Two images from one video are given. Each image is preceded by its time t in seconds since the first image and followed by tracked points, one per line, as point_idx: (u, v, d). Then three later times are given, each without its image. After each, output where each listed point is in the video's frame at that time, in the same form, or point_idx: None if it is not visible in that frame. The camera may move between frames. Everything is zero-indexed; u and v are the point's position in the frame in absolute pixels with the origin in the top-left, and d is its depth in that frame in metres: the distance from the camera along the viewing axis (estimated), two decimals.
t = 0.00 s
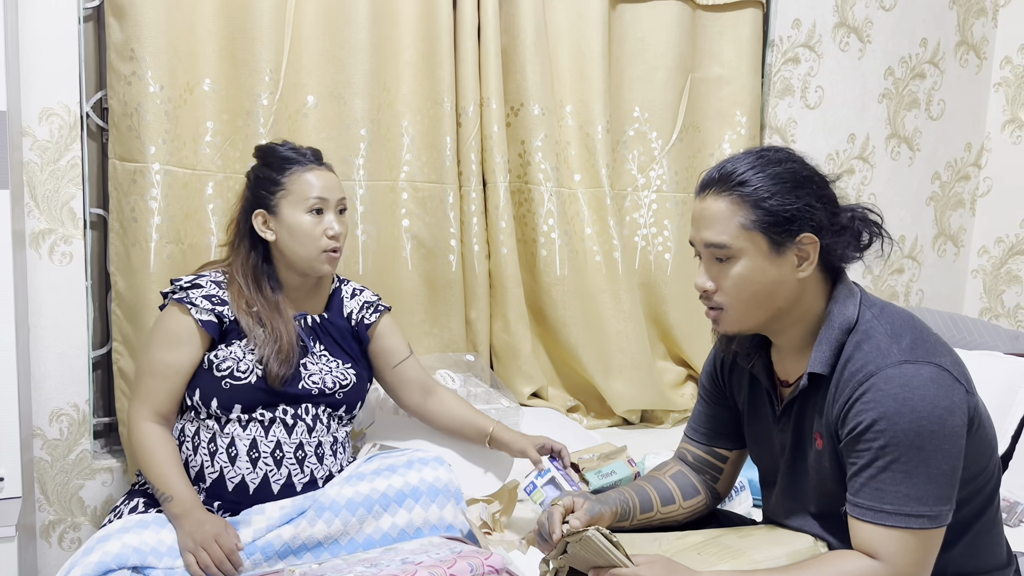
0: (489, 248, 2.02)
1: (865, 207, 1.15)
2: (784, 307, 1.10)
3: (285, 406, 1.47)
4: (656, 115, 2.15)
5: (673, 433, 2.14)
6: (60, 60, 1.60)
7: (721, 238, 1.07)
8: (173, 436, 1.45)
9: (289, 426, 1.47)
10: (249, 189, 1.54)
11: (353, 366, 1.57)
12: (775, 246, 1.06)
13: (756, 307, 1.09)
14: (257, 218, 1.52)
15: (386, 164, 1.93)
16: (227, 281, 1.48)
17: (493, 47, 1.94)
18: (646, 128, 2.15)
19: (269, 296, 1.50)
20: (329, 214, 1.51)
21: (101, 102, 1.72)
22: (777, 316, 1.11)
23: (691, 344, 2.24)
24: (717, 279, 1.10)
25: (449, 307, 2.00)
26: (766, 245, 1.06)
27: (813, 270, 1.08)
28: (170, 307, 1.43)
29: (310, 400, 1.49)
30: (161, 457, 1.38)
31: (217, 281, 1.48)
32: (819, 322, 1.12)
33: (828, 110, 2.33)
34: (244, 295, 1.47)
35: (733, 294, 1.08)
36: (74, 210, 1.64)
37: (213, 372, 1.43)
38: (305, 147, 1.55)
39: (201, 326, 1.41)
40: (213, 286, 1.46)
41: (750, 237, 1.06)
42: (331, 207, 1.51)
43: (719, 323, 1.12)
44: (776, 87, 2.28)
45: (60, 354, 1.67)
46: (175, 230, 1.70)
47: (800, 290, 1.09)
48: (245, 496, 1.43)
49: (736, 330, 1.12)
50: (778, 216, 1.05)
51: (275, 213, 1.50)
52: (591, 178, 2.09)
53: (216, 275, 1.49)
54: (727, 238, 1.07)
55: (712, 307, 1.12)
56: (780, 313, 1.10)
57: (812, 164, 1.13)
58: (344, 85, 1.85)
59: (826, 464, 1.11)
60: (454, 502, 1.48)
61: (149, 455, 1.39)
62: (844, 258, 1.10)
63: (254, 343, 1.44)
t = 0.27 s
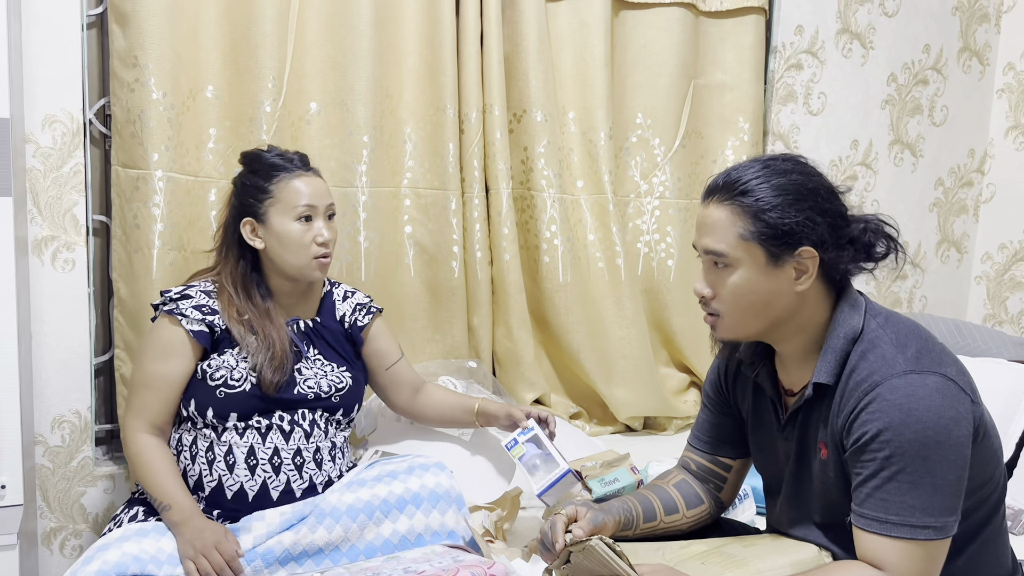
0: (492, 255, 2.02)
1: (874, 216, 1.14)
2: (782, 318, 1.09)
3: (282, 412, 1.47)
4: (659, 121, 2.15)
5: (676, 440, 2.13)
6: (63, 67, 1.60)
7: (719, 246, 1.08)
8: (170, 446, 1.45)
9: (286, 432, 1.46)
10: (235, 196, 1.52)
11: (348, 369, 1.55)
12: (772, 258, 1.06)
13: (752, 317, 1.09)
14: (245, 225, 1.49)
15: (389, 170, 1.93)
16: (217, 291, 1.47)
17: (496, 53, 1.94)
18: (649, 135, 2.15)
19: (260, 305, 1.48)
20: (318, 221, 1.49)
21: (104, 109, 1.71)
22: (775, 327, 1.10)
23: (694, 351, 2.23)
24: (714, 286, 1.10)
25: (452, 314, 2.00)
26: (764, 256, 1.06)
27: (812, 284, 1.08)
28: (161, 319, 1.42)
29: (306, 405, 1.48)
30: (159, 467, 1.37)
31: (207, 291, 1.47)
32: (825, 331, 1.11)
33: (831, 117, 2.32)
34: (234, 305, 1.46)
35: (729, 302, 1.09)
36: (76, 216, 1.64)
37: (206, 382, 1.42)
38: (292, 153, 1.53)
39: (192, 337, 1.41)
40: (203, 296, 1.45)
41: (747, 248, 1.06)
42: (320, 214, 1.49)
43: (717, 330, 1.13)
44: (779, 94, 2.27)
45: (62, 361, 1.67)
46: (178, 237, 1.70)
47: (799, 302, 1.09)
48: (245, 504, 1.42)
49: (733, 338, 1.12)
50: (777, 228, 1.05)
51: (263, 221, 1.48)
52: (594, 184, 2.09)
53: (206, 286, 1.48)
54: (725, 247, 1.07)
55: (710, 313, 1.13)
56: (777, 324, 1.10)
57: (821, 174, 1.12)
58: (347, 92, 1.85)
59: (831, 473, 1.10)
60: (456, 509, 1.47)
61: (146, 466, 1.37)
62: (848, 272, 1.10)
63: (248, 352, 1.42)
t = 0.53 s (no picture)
0: (497, 257, 2.02)
1: (893, 221, 1.11)
2: (784, 322, 1.09)
3: (282, 413, 1.45)
4: (665, 123, 2.14)
5: (682, 443, 2.13)
6: (69, 69, 1.60)
7: (723, 248, 1.08)
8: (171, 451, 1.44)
9: (287, 432, 1.45)
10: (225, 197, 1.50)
11: (347, 366, 1.54)
12: (774, 264, 1.05)
13: (753, 320, 1.09)
14: (235, 228, 1.47)
15: (394, 172, 1.92)
16: (210, 295, 1.46)
17: (501, 55, 1.93)
18: (654, 137, 2.15)
19: (254, 306, 1.47)
20: (310, 222, 1.47)
21: (110, 111, 1.71)
22: (777, 330, 1.10)
23: (699, 353, 2.22)
24: (718, 286, 1.11)
25: (457, 316, 1.99)
26: (765, 261, 1.06)
27: (815, 291, 1.07)
28: (155, 326, 1.40)
29: (306, 404, 1.47)
30: (161, 471, 1.37)
31: (200, 296, 1.45)
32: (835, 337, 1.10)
33: (837, 119, 2.32)
34: (228, 308, 1.44)
35: (730, 304, 1.10)
36: (82, 218, 1.64)
37: (204, 386, 1.40)
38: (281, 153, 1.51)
39: (187, 342, 1.39)
40: (196, 300, 1.43)
41: (749, 252, 1.06)
42: (312, 215, 1.47)
43: (719, 329, 1.15)
44: (785, 96, 2.27)
45: (67, 363, 1.67)
46: (183, 239, 1.70)
47: (801, 307, 1.08)
48: (248, 506, 1.41)
49: (734, 338, 1.13)
50: (781, 235, 1.04)
51: (254, 223, 1.45)
52: (599, 186, 2.08)
53: (199, 291, 1.47)
54: (728, 250, 1.08)
55: (714, 313, 1.14)
56: (778, 328, 1.10)
57: (838, 178, 1.09)
58: (352, 94, 1.84)
59: (841, 477, 1.10)
60: (462, 511, 1.46)
61: (148, 471, 1.36)
62: (855, 280, 1.09)
63: (244, 354, 1.41)
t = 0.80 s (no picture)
0: (502, 257, 2.01)
1: (903, 221, 1.10)
2: (791, 320, 1.08)
3: (281, 411, 1.44)
4: (670, 122, 2.13)
5: (688, 443, 2.12)
6: (73, 67, 1.60)
7: (729, 247, 1.07)
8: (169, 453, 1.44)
9: (286, 430, 1.44)
10: (215, 197, 1.49)
11: (343, 362, 1.54)
12: (780, 263, 1.04)
13: (759, 319, 1.08)
14: (226, 229, 1.47)
15: (399, 171, 1.92)
16: (203, 296, 1.46)
17: (506, 53, 1.93)
18: (660, 136, 2.14)
19: (246, 306, 1.47)
20: (302, 221, 1.46)
21: (114, 110, 1.71)
22: (782, 329, 1.09)
23: (705, 354, 2.21)
24: (723, 285, 1.10)
25: (462, 315, 1.99)
26: (771, 260, 1.05)
27: (821, 290, 1.06)
28: (148, 328, 1.40)
29: (304, 402, 1.46)
30: (159, 470, 1.36)
31: (193, 297, 1.45)
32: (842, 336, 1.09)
33: (844, 118, 2.30)
34: (221, 308, 1.45)
35: (736, 303, 1.09)
36: (86, 217, 1.64)
37: (200, 387, 1.40)
38: (271, 151, 1.50)
39: (180, 344, 1.39)
40: (188, 302, 1.44)
41: (755, 250, 1.05)
42: (303, 214, 1.47)
43: (725, 328, 1.14)
44: (792, 95, 2.26)
45: (71, 362, 1.67)
46: (188, 238, 1.69)
47: (807, 306, 1.07)
48: (249, 505, 1.40)
49: (740, 337, 1.12)
50: (787, 233, 1.03)
51: (246, 223, 1.45)
52: (605, 185, 2.07)
53: (191, 292, 1.47)
54: (734, 248, 1.07)
55: (720, 311, 1.13)
56: (784, 327, 1.09)
57: (846, 177, 1.08)
58: (357, 93, 1.84)
59: (848, 478, 1.09)
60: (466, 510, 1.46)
61: (146, 471, 1.36)
62: (863, 280, 1.07)
63: (238, 354, 1.41)
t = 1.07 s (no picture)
0: (503, 256, 2.00)
1: (903, 221, 1.08)
2: (788, 320, 1.06)
3: (273, 410, 1.44)
4: (673, 121, 2.12)
5: (690, 444, 2.10)
6: (72, 65, 1.59)
7: (726, 246, 1.06)
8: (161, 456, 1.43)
9: (278, 429, 1.43)
10: (197, 197, 1.48)
11: (335, 358, 1.53)
12: (777, 262, 1.03)
13: (756, 319, 1.07)
14: (209, 230, 1.47)
15: (399, 170, 1.91)
16: (189, 297, 1.45)
17: (507, 51, 1.91)
18: (662, 134, 2.13)
19: (232, 306, 1.46)
20: (284, 219, 1.45)
21: (113, 108, 1.71)
22: (779, 330, 1.08)
23: (708, 355, 2.19)
24: (720, 284, 1.09)
25: (462, 314, 1.98)
26: (768, 259, 1.03)
27: (818, 290, 1.04)
28: (136, 332, 1.40)
29: (296, 399, 1.45)
30: (150, 470, 1.36)
31: (179, 299, 1.45)
32: (840, 337, 1.08)
33: (849, 117, 2.28)
34: (208, 310, 1.44)
35: (733, 303, 1.08)
36: (84, 215, 1.64)
37: (189, 388, 1.39)
38: (251, 148, 1.48)
39: (167, 346, 1.38)
40: (174, 304, 1.43)
41: (752, 250, 1.04)
42: (285, 212, 1.46)
43: (722, 328, 1.12)
44: (796, 93, 2.24)
45: (69, 360, 1.66)
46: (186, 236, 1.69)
47: (804, 306, 1.05)
48: (243, 504, 1.39)
49: (737, 338, 1.11)
50: (785, 233, 1.01)
51: (228, 224, 1.44)
52: (606, 184, 2.06)
53: (178, 294, 1.46)
54: (731, 247, 1.05)
55: (717, 311, 1.12)
56: (781, 327, 1.07)
57: (846, 176, 1.06)
58: (357, 91, 1.83)
59: (847, 480, 1.07)
60: (462, 511, 1.44)
61: (137, 472, 1.35)
62: (861, 280, 1.06)
63: (226, 354, 1.40)
